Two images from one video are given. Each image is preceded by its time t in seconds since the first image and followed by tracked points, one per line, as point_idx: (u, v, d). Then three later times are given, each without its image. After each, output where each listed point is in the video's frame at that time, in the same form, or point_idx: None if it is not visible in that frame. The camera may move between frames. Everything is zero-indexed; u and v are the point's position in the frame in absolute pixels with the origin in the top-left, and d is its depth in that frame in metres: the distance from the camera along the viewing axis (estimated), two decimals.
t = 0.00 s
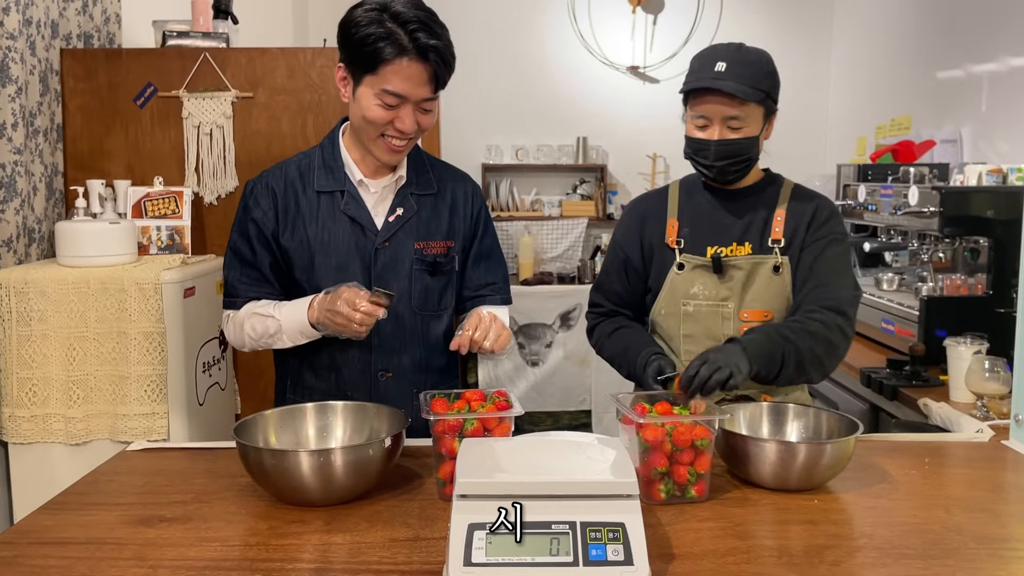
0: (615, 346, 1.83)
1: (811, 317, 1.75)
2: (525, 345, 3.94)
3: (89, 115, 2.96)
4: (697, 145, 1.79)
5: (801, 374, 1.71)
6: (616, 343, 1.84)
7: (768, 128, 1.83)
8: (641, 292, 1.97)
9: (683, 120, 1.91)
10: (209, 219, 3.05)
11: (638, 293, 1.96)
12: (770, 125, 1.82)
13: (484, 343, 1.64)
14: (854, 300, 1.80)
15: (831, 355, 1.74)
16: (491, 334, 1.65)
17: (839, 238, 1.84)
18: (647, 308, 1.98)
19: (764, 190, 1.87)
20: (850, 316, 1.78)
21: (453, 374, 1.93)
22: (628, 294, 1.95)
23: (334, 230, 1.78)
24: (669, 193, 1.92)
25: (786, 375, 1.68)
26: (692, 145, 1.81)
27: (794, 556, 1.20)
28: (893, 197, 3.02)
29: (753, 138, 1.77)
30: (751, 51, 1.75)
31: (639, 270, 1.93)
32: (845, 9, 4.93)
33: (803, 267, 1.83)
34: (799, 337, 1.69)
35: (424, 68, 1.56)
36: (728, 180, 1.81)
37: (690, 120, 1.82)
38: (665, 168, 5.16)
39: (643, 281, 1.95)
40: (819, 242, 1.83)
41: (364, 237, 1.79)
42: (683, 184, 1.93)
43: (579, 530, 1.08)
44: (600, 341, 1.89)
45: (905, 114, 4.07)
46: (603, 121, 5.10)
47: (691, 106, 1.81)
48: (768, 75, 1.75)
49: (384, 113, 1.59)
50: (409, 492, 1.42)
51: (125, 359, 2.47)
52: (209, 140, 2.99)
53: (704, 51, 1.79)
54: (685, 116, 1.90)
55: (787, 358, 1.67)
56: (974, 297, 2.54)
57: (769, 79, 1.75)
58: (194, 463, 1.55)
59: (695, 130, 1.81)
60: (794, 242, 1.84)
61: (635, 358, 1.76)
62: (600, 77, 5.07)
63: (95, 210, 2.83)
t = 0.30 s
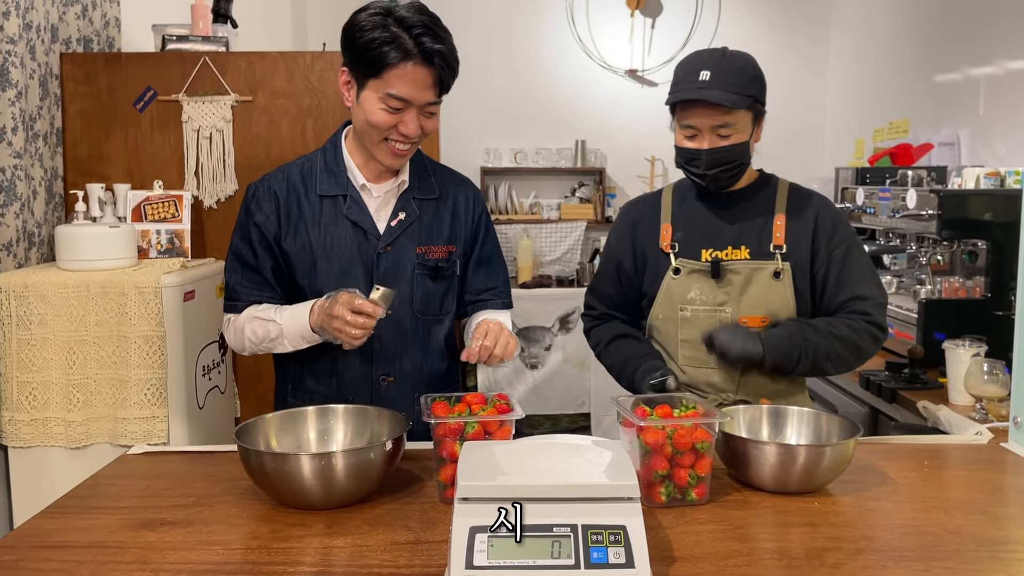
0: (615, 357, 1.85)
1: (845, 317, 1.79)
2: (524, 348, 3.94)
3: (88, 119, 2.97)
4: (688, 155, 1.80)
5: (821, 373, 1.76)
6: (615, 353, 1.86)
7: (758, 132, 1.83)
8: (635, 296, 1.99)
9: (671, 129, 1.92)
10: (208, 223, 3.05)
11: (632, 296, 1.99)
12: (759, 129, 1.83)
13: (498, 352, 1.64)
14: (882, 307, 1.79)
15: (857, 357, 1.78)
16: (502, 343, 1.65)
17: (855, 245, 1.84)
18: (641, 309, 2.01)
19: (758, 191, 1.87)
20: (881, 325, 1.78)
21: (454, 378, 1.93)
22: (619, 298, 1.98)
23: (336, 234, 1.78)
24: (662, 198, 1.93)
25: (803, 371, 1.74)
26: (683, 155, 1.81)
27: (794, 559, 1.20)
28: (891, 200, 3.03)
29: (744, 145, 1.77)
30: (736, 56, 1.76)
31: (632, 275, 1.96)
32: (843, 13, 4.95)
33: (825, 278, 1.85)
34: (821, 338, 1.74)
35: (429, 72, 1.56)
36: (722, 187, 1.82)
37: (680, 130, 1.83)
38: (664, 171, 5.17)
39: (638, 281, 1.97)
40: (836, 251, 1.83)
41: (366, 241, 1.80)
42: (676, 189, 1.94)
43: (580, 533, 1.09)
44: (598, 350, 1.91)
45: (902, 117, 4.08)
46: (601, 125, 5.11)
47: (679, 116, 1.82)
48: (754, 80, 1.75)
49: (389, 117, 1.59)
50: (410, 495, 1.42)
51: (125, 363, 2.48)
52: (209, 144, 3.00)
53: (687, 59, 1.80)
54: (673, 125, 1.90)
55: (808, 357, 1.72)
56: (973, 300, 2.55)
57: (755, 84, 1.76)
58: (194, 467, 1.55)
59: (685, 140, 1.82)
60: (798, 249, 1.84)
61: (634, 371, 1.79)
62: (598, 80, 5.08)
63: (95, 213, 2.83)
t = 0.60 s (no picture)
0: (617, 358, 1.86)
1: (845, 326, 1.81)
2: (522, 349, 3.93)
3: (86, 121, 2.96)
4: (696, 154, 1.79)
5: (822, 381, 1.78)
6: (618, 354, 1.86)
7: (766, 132, 1.83)
8: (638, 296, 1.99)
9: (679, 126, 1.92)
10: (206, 224, 3.05)
11: (634, 296, 1.98)
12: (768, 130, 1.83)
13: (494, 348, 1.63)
14: (876, 312, 1.84)
15: (855, 366, 1.81)
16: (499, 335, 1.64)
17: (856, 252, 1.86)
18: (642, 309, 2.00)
19: (763, 195, 1.87)
20: (875, 330, 1.82)
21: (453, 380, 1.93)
22: (623, 298, 1.97)
23: (335, 235, 1.78)
24: (665, 198, 1.92)
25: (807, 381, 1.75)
26: (691, 153, 1.81)
27: (793, 559, 1.20)
28: (889, 201, 3.03)
29: (753, 145, 1.77)
30: (747, 56, 1.75)
31: (635, 274, 1.95)
32: (840, 14, 4.96)
33: (830, 285, 1.85)
34: (825, 350, 1.75)
35: (427, 74, 1.56)
36: (729, 187, 1.82)
37: (688, 128, 1.83)
38: (661, 172, 5.18)
39: (640, 281, 1.96)
40: (841, 257, 1.84)
41: (364, 243, 1.80)
42: (679, 189, 1.93)
43: (579, 533, 1.08)
44: (599, 351, 1.91)
45: (900, 119, 4.09)
46: (599, 126, 5.12)
47: (688, 115, 1.81)
48: (765, 81, 1.75)
49: (387, 119, 1.59)
50: (409, 497, 1.42)
51: (123, 365, 2.47)
52: (206, 146, 2.99)
53: (697, 57, 1.79)
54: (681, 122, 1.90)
55: (813, 368, 1.73)
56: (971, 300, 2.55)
57: (766, 85, 1.75)
58: (192, 469, 1.55)
59: (694, 138, 1.81)
60: (801, 254, 1.84)
61: (639, 372, 1.79)
62: (595, 82, 5.08)
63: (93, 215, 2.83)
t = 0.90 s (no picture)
0: (609, 359, 1.86)
1: (836, 331, 1.81)
2: (518, 351, 3.93)
3: (81, 124, 2.96)
4: (689, 158, 1.80)
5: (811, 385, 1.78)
6: (609, 356, 1.87)
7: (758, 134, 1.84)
8: (631, 299, 1.99)
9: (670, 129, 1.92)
10: (201, 227, 3.05)
11: (627, 300, 1.98)
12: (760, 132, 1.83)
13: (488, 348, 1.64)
14: (869, 316, 1.83)
15: (846, 371, 1.81)
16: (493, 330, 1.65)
17: (851, 256, 1.85)
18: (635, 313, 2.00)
19: (755, 199, 1.87)
20: (867, 334, 1.81)
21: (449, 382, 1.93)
22: (616, 301, 1.98)
23: (328, 238, 1.78)
24: (658, 200, 1.93)
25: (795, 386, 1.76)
26: (684, 157, 1.82)
27: (787, 560, 1.20)
28: (884, 202, 3.04)
29: (745, 149, 1.78)
30: (737, 59, 1.76)
31: (627, 278, 1.95)
32: (835, 15, 4.97)
33: (820, 288, 1.85)
34: (813, 355, 1.75)
35: (418, 75, 1.56)
36: (721, 190, 1.82)
37: (680, 132, 1.83)
38: (657, 174, 5.18)
39: (633, 285, 1.96)
40: (833, 261, 1.84)
41: (358, 246, 1.80)
42: (672, 192, 1.94)
43: (573, 535, 1.09)
44: (593, 353, 1.92)
45: (895, 120, 4.10)
46: (595, 128, 5.12)
47: (680, 119, 1.81)
48: (756, 84, 1.75)
49: (379, 121, 1.59)
50: (403, 499, 1.42)
51: (118, 368, 2.47)
52: (201, 148, 2.99)
53: (688, 62, 1.80)
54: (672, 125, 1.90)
55: (800, 372, 1.74)
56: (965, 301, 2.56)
57: (757, 88, 1.76)
58: (187, 472, 1.55)
59: (686, 143, 1.82)
60: (792, 257, 1.83)
61: (627, 374, 1.79)
62: (592, 84, 5.09)
63: (88, 218, 2.83)
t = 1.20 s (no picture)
0: (604, 361, 1.86)
1: (830, 330, 1.81)
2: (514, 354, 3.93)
3: (75, 128, 2.96)
4: (684, 163, 1.81)
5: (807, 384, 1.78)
6: (604, 358, 1.87)
7: (753, 139, 1.84)
8: (627, 303, 2.00)
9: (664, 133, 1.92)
10: (196, 231, 3.04)
11: (621, 305, 2.00)
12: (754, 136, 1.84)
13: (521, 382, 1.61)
14: (864, 316, 1.83)
15: (841, 370, 1.81)
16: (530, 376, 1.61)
17: (844, 258, 1.86)
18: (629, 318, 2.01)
19: (749, 203, 1.87)
20: (862, 334, 1.82)
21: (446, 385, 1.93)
22: (612, 305, 1.99)
23: (325, 240, 1.78)
24: (653, 204, 1.94)
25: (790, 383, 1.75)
26: (679, 162, 1.82)
27: (782, 562, 1.21)
28: (878, 204, 3.05)
29: (740, 153, 1.78)
30: (731, 65, 1.76)
31: (621, 280, 1.97)
32: (829, 18, 4.98)
33: (812, 287, 1.86)
34: (809, 352, 1.75)
35: (417, 81, 1.56)
36: (717, 195, 1.83)
37: (675, 137, 1.83)
38: (652, 175, 5.20)
39: (627, 293, 1.98)
40: (824, 262, 1.84)
41: (355, 249, 1.80)
42: (667, 196, 1.94)
43: (568, 538, 1.09)
44: (588, 356, 1.92)
45: (889, 122, 4.11)
46: (590, 131, 5.13)
47: (675, 124, 1.81)
48: (750, 89, 1.76)
49: (379, 128, 1.59)
50: (398, 503, 1.42)
51: (112, 372, 2.46)
52: (196, 152, 2.99)
53: (682, 67, 1.80)
54: (667, 129, 1.90)
55: (796, 368, 1.74)
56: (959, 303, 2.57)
57: (751, 92, 1.76)
58: (182, 476, 1.55)
59: (681, 147, 1.82)
60: (786, 258, 1.84)
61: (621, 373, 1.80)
62: (586, 86, 5.10)
63: (82, 222, 2.83)
